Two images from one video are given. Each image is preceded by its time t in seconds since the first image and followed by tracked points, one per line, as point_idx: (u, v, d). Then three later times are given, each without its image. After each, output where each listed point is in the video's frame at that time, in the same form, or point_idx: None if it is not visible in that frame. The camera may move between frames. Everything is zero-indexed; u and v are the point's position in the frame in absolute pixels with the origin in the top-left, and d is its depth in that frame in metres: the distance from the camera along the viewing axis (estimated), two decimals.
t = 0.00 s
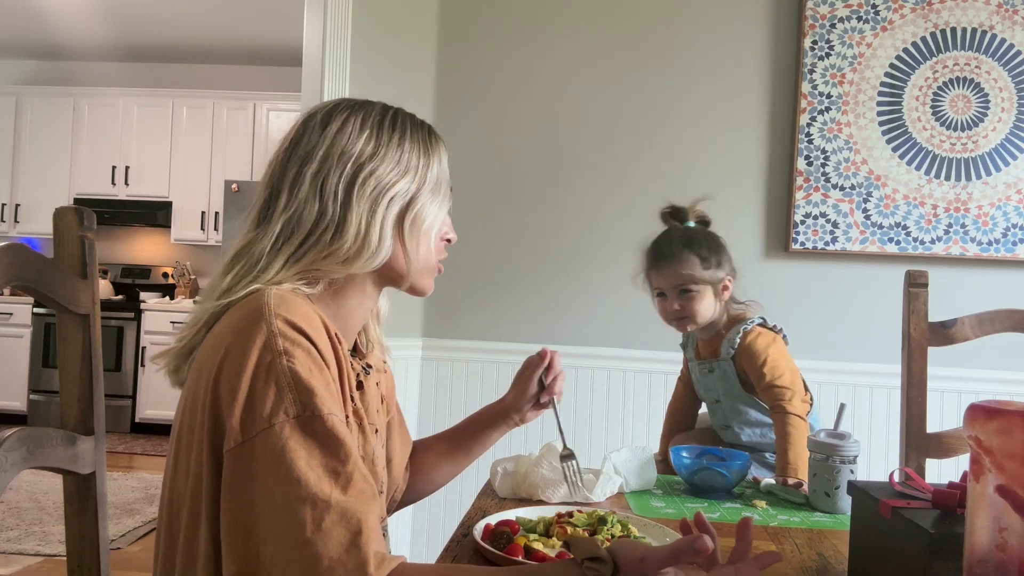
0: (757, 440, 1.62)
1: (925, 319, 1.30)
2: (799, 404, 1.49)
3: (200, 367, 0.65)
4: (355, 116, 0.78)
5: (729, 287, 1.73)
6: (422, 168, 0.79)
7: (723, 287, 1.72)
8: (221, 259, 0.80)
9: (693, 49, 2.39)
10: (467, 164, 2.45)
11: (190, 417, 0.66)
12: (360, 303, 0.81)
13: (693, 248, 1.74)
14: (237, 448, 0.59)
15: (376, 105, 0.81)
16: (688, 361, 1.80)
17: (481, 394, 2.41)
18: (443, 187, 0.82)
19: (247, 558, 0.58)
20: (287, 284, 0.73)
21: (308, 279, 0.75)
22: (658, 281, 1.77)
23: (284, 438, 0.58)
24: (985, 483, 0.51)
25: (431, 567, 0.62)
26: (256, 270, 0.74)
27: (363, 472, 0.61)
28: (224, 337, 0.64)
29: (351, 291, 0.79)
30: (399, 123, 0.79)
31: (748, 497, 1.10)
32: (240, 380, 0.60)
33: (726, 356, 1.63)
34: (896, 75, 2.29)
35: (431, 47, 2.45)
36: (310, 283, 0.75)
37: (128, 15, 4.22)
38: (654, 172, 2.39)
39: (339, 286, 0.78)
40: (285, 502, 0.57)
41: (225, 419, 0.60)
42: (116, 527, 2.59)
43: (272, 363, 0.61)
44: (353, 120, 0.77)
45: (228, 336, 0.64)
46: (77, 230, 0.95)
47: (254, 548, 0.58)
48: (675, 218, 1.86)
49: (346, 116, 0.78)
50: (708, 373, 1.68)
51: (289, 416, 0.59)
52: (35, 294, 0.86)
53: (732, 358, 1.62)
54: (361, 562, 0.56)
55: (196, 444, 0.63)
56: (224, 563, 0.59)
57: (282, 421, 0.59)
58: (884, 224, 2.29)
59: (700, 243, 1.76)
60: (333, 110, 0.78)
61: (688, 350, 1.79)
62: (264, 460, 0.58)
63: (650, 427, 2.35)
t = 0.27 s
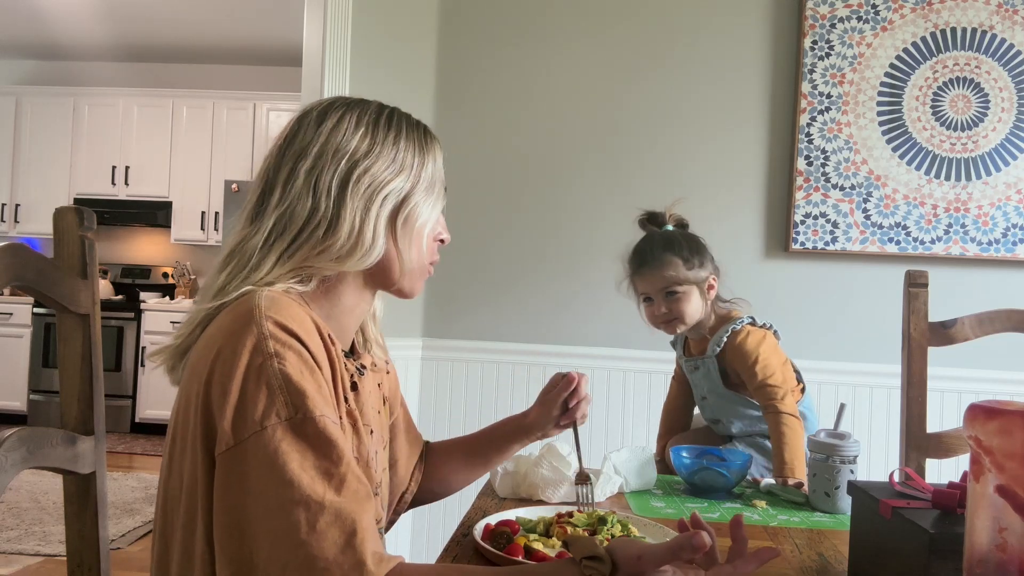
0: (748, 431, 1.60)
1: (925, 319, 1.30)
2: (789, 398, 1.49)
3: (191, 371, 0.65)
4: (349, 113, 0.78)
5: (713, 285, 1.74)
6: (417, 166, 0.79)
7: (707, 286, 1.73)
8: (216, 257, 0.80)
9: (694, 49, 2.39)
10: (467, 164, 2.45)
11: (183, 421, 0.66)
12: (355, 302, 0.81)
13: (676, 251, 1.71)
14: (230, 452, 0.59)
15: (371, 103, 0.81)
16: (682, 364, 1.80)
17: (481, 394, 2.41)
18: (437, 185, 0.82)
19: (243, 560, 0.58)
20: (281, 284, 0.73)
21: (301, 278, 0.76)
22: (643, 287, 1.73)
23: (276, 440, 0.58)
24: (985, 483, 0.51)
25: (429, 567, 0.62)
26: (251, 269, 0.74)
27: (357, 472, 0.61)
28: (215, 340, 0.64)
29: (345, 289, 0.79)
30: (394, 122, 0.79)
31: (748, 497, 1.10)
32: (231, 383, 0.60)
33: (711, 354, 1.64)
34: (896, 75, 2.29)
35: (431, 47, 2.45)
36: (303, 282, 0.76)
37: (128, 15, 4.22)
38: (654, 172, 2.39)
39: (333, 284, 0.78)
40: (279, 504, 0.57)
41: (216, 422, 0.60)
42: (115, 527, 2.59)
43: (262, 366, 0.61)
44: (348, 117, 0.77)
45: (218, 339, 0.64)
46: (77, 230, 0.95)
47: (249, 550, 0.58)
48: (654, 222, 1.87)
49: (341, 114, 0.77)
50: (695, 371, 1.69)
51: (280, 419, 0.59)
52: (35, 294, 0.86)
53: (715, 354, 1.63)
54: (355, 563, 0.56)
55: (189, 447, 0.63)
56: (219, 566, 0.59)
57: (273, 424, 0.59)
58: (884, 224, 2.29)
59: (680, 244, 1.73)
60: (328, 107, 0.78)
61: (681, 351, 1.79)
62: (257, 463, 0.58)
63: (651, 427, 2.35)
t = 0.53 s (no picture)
0: (758, 433, 1.61)
1: (925, 319, 1.30)
2: (801, 398, 1.50)
3: (191, 371, 0.65)
4: (359, 114, 0.78)
5: (739, 289, 1.75)
6: (424, 170, 0.79)
7: (732, 289, 1.73)
8: (219, 253, 0.80)
9: (694, 49, 2.39)
10: (466, 164, 2.45)
11: (183, 421, 0.66)
12: (356, 302, 0.81)
13: (706, 249, 1.73)
14: (230, 452, 0.59)
15: (381, 105, 0.81)
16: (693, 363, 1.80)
17: (481, 394, 2.41)
18: (444, 190, 0.82)
19: (243, 560, 0.58)
20: (283, 284, 0.73)
21: (303, 277, 0.76)
22: (669, 283, 1.74)
23: (277, 440, 0.58)
24: (985, 483, 0.51)
25: (430, 567, 0.62)
26: (255, 267, 0.74)
27: (358, 473, 0.61)
28: (215, 340, 0.64)
29: (346, 289, 0.79)
30: (403, 125, 0.79)
31: (749, 497, 1.10)
32: (232, 383, 0.60)
33: (727, 353, 1.65)
34: (896, 75, 2.29)
35: (431, 47, 2.45)
36: (305, 281, 0.76)
37: (127, 15, 4.22)
38: (654, 172, 2.39)
39: (335, 285, 0.78)
40: (279, 505, 0.57)
41: (216, 422, 0.60)
42: (115, 527, 2.59)
43: (263, 366, 0.61)
44: (358, 118, 0.77)
45: (219, 339, 0.63)
46: (77, 230, 0.95)
47: (249, 550, 0.58)
48: (686, 217, 1.91)
49: (350, 114, 0.77)
50: (708, 370, 1.70)
51: (281, 419, 0.59)
52: (35, 294, 0.86)
53: (732, 354, 1.64)
54: (356, 564, 0.56)
55: (189, 448, 0.63)
56: (219, 567, 0.59)
57: (274, 424, 0.59)
58: (884, 224, 2.29)
59: (711, 243, 1.75)
60: (338, 107, 0.78)
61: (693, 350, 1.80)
62: (257, 463, 0.58)
63: (651, 427, 2.35)
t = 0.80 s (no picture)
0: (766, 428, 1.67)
1: (926, 319, 1.30)
2: (804, 399, 1.51)
3: (191, 373, 0.65)
4: (360, 116, 0.78)
5: (757, 288, 1.76)
6: (425, 171, 0.79)
7: (749, 288, 1.74)
8: (219, 254, 0.80)
9: (694, 49, 2.39)
10: (467, 164, 2.45)
11: (183, 423, 0.66)
12: (356, 303, 0.81)
13: (731, 244, 1.73)
14: (229, 453, 0.59)
15: (381, 106, 0.81)
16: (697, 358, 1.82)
17: (481, 395, 2.41)
18: (445, 192, 0.82)
19: (241, 562, 0.58)
20: (283, 286, 0.73)
21: (303, 279, 0.76)
22: (688, 273, 1.74)
23: (276, 442, 0.58)
24: (985, 483, 0.51)
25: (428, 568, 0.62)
26: (255, 269, 0.74)
27: (356, 474, 0.61)
28: (215, 342, 0.64)
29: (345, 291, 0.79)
30: (404, 127, 0.79)
31: (749, 497, 1.10)
32: (231, 384, 0.60)
33: (740, 349, 1.64)
34: (896, 75, 2.29)
35: (431, 47, 2.45)
36: (305, 282, 0.76)
37: (127, 15, 4.22)
38: (654, 172, 2.39)
39: (335, 286, 0.78)
40: (278, 506, 0.57)
41: (215, 424, 0.60)
42: (116, 527, 2.59)
43: (262, 367, 0.61)
44: (358, 120, 0.77)
45: (218, 340, 0.63)
46: (77, 230, 0.95)
47: (247, 552, 0.58)
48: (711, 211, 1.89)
49: (351, 116, 0.77)
50: (719, 366, 1.69)
51: (280, 420, 0.59)
52: (35, 294, 0.86)
53: (747, 353, 1.64)
54: (354, 565, 0.56)
55: (188, 449, 0.63)
56: (217, 569, 0.59)
57: (273, 426, 0.59)
58: (884, 224, 2.29)
59: (736, 238, 1.74)
60: (338, 109, 0.78)
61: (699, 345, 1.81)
62: (256, 465, 0.58)
63: (651, 427, 2.35)
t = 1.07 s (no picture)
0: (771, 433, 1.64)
1: (926, 319, 1.30)
2: (809, 401, 1.53)
3: (192, 372, 0.65)
4: (359, 114, 0.78)
5: (766, 286, 1.76)
6: (425, 168, 0.79)
7: (759, 285, 1.74)
8: (221, 254, 0.80)
9: (693, 50, 2.39)
10: (466, 164, 2.45)
11: (184, 421, 0.66)
12: (357, 303, 0.81)
13: (740, 242, 1.73)
14: (230, 452, 0.59)
15: (381, 105, 0.81)
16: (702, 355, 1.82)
17: (481, 394, 2.41)
18: (445, 190, 0.82)
19: (241, 561, 0.58)
20: (285, 284, 0.73)
21: (305, 277, 0.76)
22: (698, 271, 1.74)
23: (277, 441, 0.58)
24: (985, 483, 0.51)
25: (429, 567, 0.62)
26: (257, 268, 0.74)
27: (357, 474, 0.61)
28: (216, 340, 0.64)
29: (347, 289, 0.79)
30: (404, 125, 0.79)
31: (749, 497, 1.10)
32: (232, 383, 0.60)
33: (751, 351, 1.65)
34: (896, 75, 2.29)
35: (431, 47, 2.45)
36: (307, 280, 0.76)
37: (127, 15, 4.22)
38: (654, 172, 2.39)
39: (336, 284, 0.78)
40: (278, 505, 0.57)
41: (216, 423, 0.60)
42: (116, 527, 2.59)
43: (263, 366, 0.61)
44: (358, 118, 0.77)
45: (219, 339, 0.64)
46: (77, 230, 0.95)
47: (248, 552, 0.58)
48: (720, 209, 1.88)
49: (351, 114, 0.77)
50: (729, 367, 1.69)
51: (280, 419, 0.59)
52: (36, 294, 0.86)
53: (757, 353, 1.64)
54: (355, 565, 0.56)
55: (189, 448, 0.63)
56: (218, 569, 0.59)
57: (274, 425, 0.59)
58: (884, 224, 2.29)
59: (745, 236, 1.75)
60: (339, 108, 0.78)
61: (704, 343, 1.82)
62: (257, 464, 0.58)
63: (651, 427, 2.35)
